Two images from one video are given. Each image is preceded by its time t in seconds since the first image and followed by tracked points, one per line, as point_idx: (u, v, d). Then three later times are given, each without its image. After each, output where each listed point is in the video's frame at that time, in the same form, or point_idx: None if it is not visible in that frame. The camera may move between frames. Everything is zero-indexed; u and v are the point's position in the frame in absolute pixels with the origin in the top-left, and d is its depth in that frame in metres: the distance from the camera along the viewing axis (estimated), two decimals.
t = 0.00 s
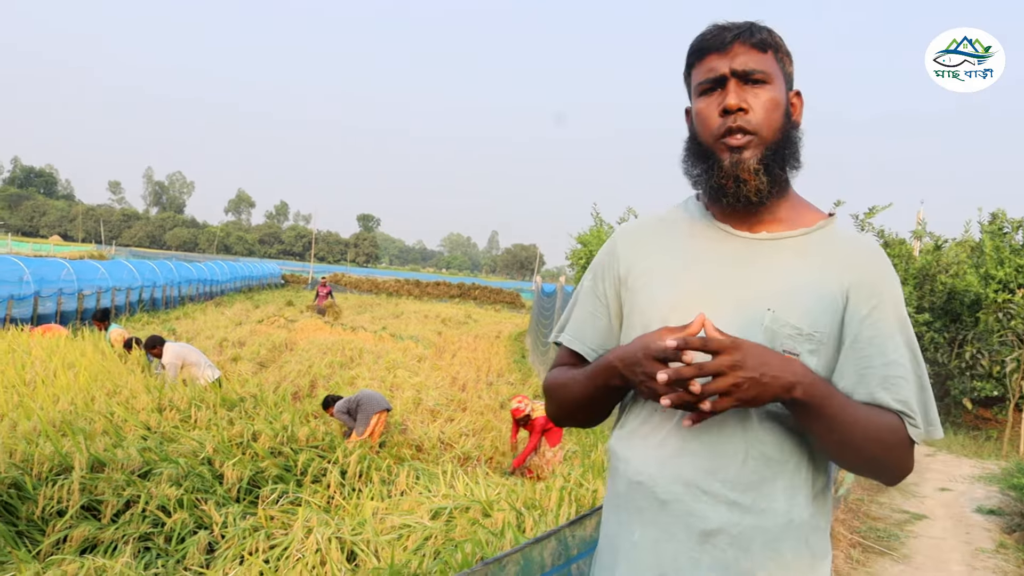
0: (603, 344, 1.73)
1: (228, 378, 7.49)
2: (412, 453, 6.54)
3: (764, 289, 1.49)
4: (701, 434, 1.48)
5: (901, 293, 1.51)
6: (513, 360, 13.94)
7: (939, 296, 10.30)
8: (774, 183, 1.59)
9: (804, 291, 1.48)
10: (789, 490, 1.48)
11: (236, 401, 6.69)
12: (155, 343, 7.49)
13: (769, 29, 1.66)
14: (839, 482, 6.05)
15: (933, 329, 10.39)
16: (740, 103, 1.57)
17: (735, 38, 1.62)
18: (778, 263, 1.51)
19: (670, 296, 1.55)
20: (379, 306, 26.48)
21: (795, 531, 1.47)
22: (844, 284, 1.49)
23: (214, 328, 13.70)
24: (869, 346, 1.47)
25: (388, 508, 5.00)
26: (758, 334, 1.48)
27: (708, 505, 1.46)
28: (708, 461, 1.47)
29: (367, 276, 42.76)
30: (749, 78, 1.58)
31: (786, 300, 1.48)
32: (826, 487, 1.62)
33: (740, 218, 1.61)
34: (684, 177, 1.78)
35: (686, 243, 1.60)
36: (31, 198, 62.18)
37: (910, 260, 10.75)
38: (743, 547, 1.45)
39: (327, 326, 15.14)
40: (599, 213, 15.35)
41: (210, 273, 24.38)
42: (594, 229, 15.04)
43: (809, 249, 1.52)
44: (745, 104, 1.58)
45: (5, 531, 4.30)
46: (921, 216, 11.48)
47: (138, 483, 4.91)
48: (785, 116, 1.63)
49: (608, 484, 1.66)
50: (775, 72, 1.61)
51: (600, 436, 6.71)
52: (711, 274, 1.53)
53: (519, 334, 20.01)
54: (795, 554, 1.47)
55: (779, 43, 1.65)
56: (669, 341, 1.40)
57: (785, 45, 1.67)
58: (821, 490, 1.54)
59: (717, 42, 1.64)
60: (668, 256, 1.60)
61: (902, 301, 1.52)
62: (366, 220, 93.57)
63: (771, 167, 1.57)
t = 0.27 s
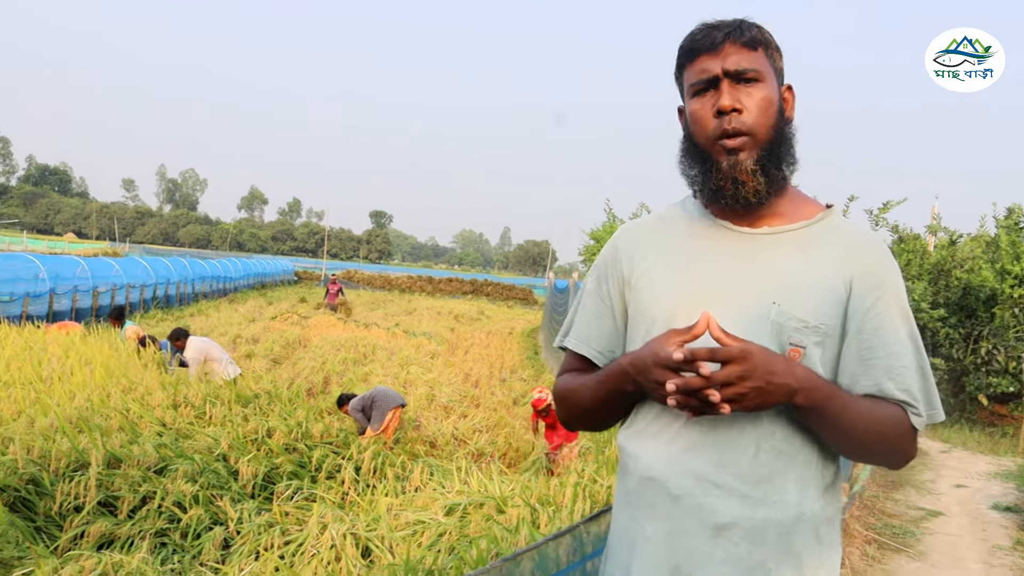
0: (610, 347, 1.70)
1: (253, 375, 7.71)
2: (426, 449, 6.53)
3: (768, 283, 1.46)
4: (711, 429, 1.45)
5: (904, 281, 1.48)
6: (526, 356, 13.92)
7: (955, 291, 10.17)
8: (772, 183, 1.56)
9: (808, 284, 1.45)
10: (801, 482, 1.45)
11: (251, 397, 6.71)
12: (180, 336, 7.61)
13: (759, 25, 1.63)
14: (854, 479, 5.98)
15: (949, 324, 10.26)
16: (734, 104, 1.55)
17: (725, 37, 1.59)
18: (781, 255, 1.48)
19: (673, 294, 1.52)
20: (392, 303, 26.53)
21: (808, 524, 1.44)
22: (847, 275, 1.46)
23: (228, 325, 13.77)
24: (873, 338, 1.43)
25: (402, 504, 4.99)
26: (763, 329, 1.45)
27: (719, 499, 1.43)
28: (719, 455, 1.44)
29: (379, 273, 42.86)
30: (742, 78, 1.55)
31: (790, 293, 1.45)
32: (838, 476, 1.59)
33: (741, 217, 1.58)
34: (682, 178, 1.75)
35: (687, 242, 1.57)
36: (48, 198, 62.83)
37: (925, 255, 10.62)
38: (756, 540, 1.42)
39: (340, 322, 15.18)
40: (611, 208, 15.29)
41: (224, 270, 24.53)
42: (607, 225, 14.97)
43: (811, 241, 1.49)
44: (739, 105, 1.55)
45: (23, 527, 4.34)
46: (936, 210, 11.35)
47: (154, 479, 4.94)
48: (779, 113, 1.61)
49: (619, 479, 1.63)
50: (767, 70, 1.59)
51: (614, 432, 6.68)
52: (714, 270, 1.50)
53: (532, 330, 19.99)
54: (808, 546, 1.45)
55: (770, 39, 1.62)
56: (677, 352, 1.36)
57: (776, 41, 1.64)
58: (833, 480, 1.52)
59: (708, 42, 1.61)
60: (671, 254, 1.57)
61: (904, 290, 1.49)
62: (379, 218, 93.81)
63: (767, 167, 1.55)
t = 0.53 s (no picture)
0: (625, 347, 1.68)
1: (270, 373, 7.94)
2: (438, 447, 6.53)
3: (779, 279, 1.44)
4: (722, 424, 1.43)
5: (921, 274, 1.43)
6: (538, 353, 13.90)
7: (968, 288, 10.05)
8: (781, 183, 1.53)
9: (820, 279, 1.42)
10: (815, 482, 1.41)
11: (263, 395, 6.74)
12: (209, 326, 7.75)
13: (761, 22, 1.59)
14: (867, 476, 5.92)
15: (962, 321, 10.15)
16: (736, 107, 1.52)
17: (725, 39, 1.56)
18: (792, 251, 1.46)
19: (684, 292, 1.51)
20: (404, 301, 26.58)
21: (820, 524, 1.40)
22: (860, 269, 1.42)
23: (241, 323, 13.84)
24: (889, 332, 1.39)
25: (415, 502, 4.99)
26: (775, 326, 1.43)
27: (729, 496, 1.41)
28: (729, 451, 1.42)
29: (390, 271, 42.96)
30: (743, 80, 1.52)
31: (803, 289, 1.42)
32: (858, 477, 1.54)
33: (752, 217, 1.56)
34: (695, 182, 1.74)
35: (697, 241, 1.55)
36: (62, 198, 63.43)
37: (938, 252, 10.50)
38: (766, 539, 1.39)
39: (352, 320, 15.22)
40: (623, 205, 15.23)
41: (236, 269, 24.67)
42: (618, 222, 14.91)
43: (823, 236, 1.46)
44: (742, 107, 1.52)
45: (39, 524, 4.37)
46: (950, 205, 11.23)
47: (168, 477, 4.96)
48: (787, 110, 1.57)
49: (632, 475, 1.62)
50: (771, 69, 1.55)
51: (626, 429, 6.65)
52: (725, 267, 1.49)
53: (543, 328, 19.97)
54: (821, 546, 1.41)
55: (773, 36, 1.58)
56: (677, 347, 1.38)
57: (779, 37, 1.59)
58: (850, 481, 1.47)
59: (708, 45, 1.59)
60: (681, 253, 1.56)
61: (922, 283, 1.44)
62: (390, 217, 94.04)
63: (774, 168, 1.52)
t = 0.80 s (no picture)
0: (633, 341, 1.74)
1: (281, 372, 8.03)
2: (447, 446, 6.52)
3: (777, 276, 1.44)
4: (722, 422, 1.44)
5: (930, 270, 1.38)
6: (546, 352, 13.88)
7: (978, 286, 9.97)
8: (776, 182, 1.52)
9: (818, 275, 1.41)
10: (817, 481, 1.41)
11: (273, 394, 6.75)
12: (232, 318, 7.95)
13: (774, 20, 1.56)
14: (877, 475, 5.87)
15: (972, 319, 10.07)
16: (732, 105, 1.51)
17: (729, 38, 1.56)
18: (792, 248, 1.46)
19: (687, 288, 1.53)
20: (412, 300, 26.60)
21: (822, 523, 1.40)
22: (860, 264, 1.39)
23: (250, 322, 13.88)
24: (888, 326, 1.35)
25: (424, 501, 4.98)
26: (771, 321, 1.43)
27: (729, 494, 1.42)
28: (729, 449, 1.42)
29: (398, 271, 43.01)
30: (742, 79, 1.51)
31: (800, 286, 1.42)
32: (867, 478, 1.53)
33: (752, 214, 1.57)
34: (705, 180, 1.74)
35: (704, 240, 1.59)
36: (72, 199, 63.81)
37: (948, 251, 10.40)
38: (767, 537, 1.40)
39: (360, 320, 15.23)
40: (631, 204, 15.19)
41: (244, 268, 24.76)
42: (626, 221, 14.87)
43: (824, 234, 1.45)
44: (738, 106, 1.51)
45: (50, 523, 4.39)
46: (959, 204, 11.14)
47: (178, 476, 4.97)
48: (792, 110, 1.53)
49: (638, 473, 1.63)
50: (775, 68, 1.52)
51: (635, 427, 6.62)
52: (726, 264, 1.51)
53: (551, 327, 19.95)
54: (823, 546, 1.41)
55: (784, 35, 1.55)
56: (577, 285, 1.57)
57: (791, 35, 1.55)
58: (855, 481, 1.47)
59: (714, 43, 1.58)
60: (687, 250, 1.59)
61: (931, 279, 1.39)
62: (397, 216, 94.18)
63: (768, 168, 1.50)
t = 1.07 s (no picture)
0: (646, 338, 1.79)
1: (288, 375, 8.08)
2: (453, 448, 6.53)
3: (770, 277, 1.45)
4: (708, 421, 1.46)
5: (932, 279, 1.36)
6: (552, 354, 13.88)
7: (984, 289, 9.92)
8: (772, 181, 1.51)
9: (809, 278, 1.41)
10: (805, 482, 1.39)
11: (278, 396, 6.77)
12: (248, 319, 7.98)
13: (790, 20, 1.55)
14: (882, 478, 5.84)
15: (979, 323, 10.02)
16: (733, 100, 1.52)
17: (741, 36, 1.56)
18: (785, 250, 1.46)
19: (688, 287, 1.57)
20: (418, 302, 26.63)
21: (807, 525, 1.39)
22: (853, 268, 1.39)
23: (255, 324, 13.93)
24: (878, 332, 1.34)
25: (429, 502, 4.99)
26: (762, 321, 1.44)
27: (713, 491, 1.44)
28: (714, 447, 1.45)
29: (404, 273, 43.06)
30: (747, 75, 1.51)
31: (792, 288, 1.42)
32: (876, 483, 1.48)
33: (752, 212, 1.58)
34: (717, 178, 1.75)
35: (707, 239, 1.62)
36: (80, 201, 64.16)
37: (955, 254, 10.36)
38: (750, 536, 1.40)
39: (366, 321, 15.26)
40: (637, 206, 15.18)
41: (250, 270, 24.84)
42: (632, 224, 14.85)
43: (820, 236, 1.44)
44: (740, 101, 1.51)
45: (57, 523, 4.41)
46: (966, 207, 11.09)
47: (184, 477, 4.98)
48: (797, 111, 1.51)
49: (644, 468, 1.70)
50: (783, 67, 1.51)
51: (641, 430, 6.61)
52: (723, 265, 1.53)
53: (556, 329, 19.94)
54: (811, 548, 1.40)
55: (798, 36, 1.53)
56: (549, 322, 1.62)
57: (806, 36, 1.53)
58: (855, 483, 1.43)
59: (727, 40, 1.59)
60: (692, 251, 1.63)
61: (931, 287, 1.36)
62: (403, 219, 94.32)
63: (763, 165, 1.50)
